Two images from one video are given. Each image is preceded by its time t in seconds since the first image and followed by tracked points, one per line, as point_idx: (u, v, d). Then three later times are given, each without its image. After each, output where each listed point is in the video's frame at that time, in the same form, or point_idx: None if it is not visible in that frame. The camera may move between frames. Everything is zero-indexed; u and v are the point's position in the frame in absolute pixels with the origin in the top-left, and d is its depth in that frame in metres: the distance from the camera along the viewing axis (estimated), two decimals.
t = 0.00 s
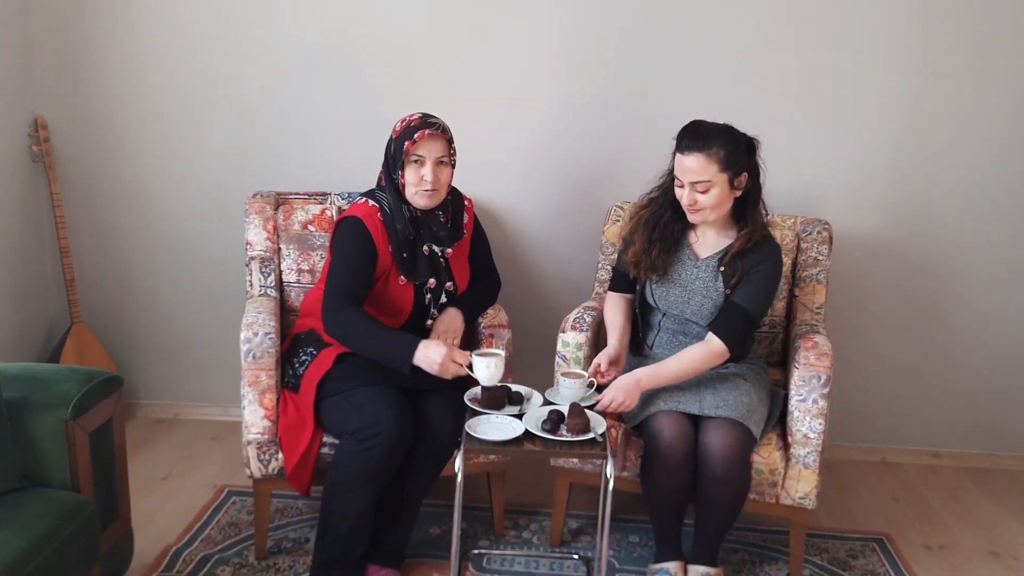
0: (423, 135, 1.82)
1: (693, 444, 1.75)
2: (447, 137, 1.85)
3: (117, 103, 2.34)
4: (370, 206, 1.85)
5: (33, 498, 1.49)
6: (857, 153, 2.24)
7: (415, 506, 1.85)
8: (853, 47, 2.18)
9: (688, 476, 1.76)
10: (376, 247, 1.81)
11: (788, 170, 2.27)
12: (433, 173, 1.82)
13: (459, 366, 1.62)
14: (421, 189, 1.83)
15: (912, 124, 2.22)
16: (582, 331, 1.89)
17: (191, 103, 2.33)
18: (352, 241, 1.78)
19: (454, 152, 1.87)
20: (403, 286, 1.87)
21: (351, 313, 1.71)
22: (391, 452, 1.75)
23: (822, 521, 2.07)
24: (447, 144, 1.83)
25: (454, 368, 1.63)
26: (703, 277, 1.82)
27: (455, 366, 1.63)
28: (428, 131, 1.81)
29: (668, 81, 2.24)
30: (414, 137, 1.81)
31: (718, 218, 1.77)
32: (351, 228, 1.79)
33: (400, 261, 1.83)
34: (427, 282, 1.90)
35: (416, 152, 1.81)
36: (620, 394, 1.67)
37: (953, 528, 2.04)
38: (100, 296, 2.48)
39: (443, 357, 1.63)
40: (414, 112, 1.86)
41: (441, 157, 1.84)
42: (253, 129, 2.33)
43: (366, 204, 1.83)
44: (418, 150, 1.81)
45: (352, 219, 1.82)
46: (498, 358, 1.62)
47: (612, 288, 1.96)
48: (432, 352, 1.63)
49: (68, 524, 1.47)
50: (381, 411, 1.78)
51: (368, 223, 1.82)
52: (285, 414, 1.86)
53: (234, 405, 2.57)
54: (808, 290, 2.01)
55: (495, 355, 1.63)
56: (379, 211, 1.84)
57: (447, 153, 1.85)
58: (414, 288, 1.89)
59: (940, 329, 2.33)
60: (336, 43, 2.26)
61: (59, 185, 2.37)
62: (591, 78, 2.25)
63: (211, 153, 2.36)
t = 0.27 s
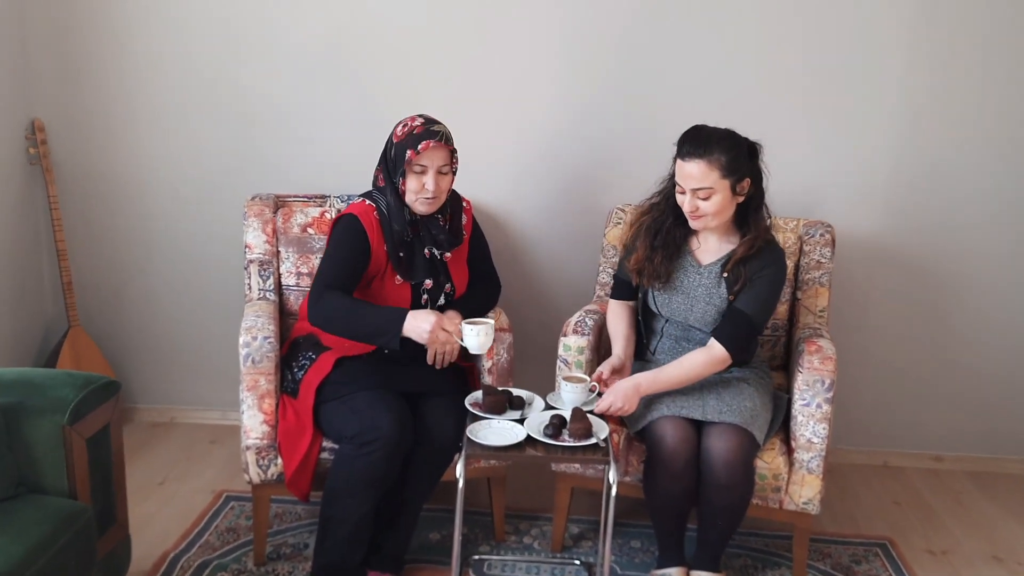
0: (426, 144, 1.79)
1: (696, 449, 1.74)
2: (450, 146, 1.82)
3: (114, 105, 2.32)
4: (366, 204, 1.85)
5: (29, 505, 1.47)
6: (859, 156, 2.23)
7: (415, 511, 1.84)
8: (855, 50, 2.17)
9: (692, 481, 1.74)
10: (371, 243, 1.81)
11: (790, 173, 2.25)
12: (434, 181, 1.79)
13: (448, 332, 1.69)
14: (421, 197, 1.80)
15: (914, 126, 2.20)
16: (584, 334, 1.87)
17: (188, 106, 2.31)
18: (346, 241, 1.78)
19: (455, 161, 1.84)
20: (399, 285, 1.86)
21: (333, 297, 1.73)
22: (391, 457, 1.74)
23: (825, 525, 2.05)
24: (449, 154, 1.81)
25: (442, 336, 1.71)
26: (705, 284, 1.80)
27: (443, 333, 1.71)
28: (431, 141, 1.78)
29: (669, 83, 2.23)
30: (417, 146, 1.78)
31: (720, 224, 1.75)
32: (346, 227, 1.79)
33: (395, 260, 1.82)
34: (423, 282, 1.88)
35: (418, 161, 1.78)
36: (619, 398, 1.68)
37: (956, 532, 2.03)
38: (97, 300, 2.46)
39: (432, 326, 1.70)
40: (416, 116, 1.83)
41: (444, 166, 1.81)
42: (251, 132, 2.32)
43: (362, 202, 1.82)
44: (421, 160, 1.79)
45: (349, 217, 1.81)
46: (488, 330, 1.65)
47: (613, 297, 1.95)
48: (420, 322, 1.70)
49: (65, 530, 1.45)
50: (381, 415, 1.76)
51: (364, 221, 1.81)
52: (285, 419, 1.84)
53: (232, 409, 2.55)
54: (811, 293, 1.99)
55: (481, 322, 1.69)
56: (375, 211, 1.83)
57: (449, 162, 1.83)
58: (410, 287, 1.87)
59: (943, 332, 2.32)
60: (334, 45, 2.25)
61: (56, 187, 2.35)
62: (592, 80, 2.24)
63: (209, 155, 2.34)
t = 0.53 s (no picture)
0: (426, 151, 1.77)
1: (702, 454, 1.73)
2: (450, 152, 1.80)
3: (114, 107, 2.30)
4: (368, 205, 1.84)
5: (30, 512, 1.46)
6: (863, 160, 2.22)
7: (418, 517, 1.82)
8: (859, 54, 2.16)
9: (698, 486, 1.74)
10: (369, 245, 1.80)
11: (794, 176, 2.24)
12: (435, 188, 1.77)
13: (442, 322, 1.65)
14: (423, 203, 1.78)
15: (918, 129, 2.20)
16: (587, 339, 1.86)
17: (188, 108, 2.29)
18: (344, 243, 1.77)
19: (457, 167, 1.82)
20: (400, 287, 1.84)
21: (322, 291, 1.71)
22: (395, 463, 1.72)
23: (829, 530, 2.04)
24: (450, 160, 1.79)
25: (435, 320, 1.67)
26: (711, 290, 1.79)
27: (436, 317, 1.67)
28: (431, 148, 1.76)
29: (672, 87, 2.22)
30: (417, 154, 1.76)
31: (726, 230, 1.75)
32: (344, 228, 1.79)
33: (395, 262, 1.81)
34: (424, 286, 1.86)
35: (418, 169, 1.76)
36: (624, 404, 1.67)
37: (961, 537, 2.02)
38: (96, 303, 2.44)
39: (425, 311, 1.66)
40: (415, 121, 1.80)
41: (444, 172, 1.79)
42: (252, 136, 2.30)
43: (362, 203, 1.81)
44: (421, 167, 1.77)
45: (349, 217, 1.81)
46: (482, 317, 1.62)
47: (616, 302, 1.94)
48: (414, 309, 1.66)
49: (66, 538, 1.44)
50: (385, 421, 1.75)
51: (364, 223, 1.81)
52: (286, 424, 1.83)
53: (233, 413, 2.54)
54: (815, 297, 1.98)
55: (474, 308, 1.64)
56: (376, 212, 1.82)
57: (450, 168, 1.81)
58: (411, 290, 1.85)
59: (947, 335, 2.31)
60: (335, 48, 2.23)
61: (55, 190, 2.34)
62: (595, 83, 2.23)
63: (209, 158, 2.32)
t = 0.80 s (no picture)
0: (431, 159, 1.74)
1: (712, 458, 1.73)
2: (454, 159, 1.77)
3: (113, 108, 2.27)
4: (370, 208, 1.81)
5: (34, 521, 1.43)
6: (868, 162, 2.22)
7: (426, 522, 1.81)
8: (865, 57, 2.16)
9: (708, 490, 1.73)
10: (370, 251, 1.77)
11: (799, 178, 2.24)
12: (439, 194, 1.75)
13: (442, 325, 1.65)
14: (428, 209, 1.76)
15: (922, 131, 2.20)
16: (596, 342, 1.85)
17: (188, 109, 2.26)
18: (347, 246, 1.75)
19: (460, 171, 1.80)
20: (404, 290, 1.81)
21: (318, 299, 1.70)
22: (403, 467, 1.71)
23: (836, 533, 2.04)
24: (454, 166, 1.76)
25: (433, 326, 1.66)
26: (721, 292, 1.79)
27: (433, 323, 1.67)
28: (435, 156, 1.74)
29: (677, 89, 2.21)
30: (421, 162, 1.74)
31: (737, 233, 1.74)
32: (345, 234, 1.76)
33: (398, 265, 1.79)
34: (429, 289, 1.84)
35: (422, 176, 1.73)
36: (633, 407, 1.66)
37: (966, 539, 2.03)
38: (95, 306, 2.41)
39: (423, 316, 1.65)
40: (418, 126, 1.77)
41: (448, 178, 1.76)
42: (254, 138, 2.28)
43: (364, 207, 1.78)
44: (426, 174, 1.74)
45: (350, 222, 1.78)
46: (480, 319, 1.62)
47: (624, 301, 1.94)
48: (412, 313, 1.66)
49: (71, 546, 1.42)
50: (393, 426, 1.73)
51: (365, 227, 1.78)
52: (292, 429, 1.81)
53: (234, 418, 2.51)
54: (821, 299, 1.98)
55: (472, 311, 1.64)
56: (378, 215, 1.80)
57: (454, 174, 1.78)
58: (415, 293, 1.83)
59: (950, 337, 2.32)
60: (337, 49, 2.21)
61: (53, 192, 2.30)
62: (599, 85, 2.22)
63: (209, 160, 2.30)
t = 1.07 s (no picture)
0: (414, 163, 1.73)
1: (698, 457, 1.74)
2: (439, 163, 1.76)
3: (92, 107, 2.23)
4: (352, 209, 1.80)
5: (16, 526, 1.41)
6: (851, 165, 2.24)
7: (412, 524, 1.80)
8: (847, 60, 2.18)
9: (694, 490, 1.74)
10: (351, 256, 1.76)
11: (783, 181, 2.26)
12: (422, 198, 1.74)
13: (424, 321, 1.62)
14: (410, 213, 1.75)
15: (902, 133, 2.22)
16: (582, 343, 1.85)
17: (169, 108, 2.23)
18: (330, 247, 1.74)
19: (444, 175, 1.79)
20: (388, 293, 1.80)
21: (296, 304, 1.68)
22: (390, 469, 1.70)
23: (820, 531, 2.07)
24: (438, 171, 1.75)
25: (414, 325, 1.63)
26: (708, 293, 1.80)
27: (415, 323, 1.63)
28: (419, 160, 1.72)
29: (661, 90, 2.22)
30: (404, 166, 1.72)
31: (726, 235, 1.75)
32: (329, 236, 1.75)
33: (383, 266, 1.78)
34: (414, 291, 1.82)
35: (405, 180, 1.72)
36: (620, 408, 1.66)
37: (947, 535, 2.06)
38: (73, 308, 2.37)
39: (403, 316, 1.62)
40: (402, 128, 1.76)
41: (432, 182, 1.76)
42: (237, 138, 2.25)
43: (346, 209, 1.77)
44: (408, 178, 1.73)
45: (332, 223, 1.77)
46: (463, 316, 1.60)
47: (609, 295, 1.94)
48: (392, 313, 1.62)
49: (55, 551, 1.39)
50: (379, 428, 1.72)
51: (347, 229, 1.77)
52: (276, 432, 1.79)
53: (216, 419, 2.48)
54: (805, 299, 2.00)
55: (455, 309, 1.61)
56: (360, 217, 1.78)
57: (438, 177, 1.77)
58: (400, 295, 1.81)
59: (929, 336, 2.35)
60: (321, 48, 2.19)
61: (30, 192, 2.26)
62: (584, 86, 2.22)
63: (191, 160, 2.27)
